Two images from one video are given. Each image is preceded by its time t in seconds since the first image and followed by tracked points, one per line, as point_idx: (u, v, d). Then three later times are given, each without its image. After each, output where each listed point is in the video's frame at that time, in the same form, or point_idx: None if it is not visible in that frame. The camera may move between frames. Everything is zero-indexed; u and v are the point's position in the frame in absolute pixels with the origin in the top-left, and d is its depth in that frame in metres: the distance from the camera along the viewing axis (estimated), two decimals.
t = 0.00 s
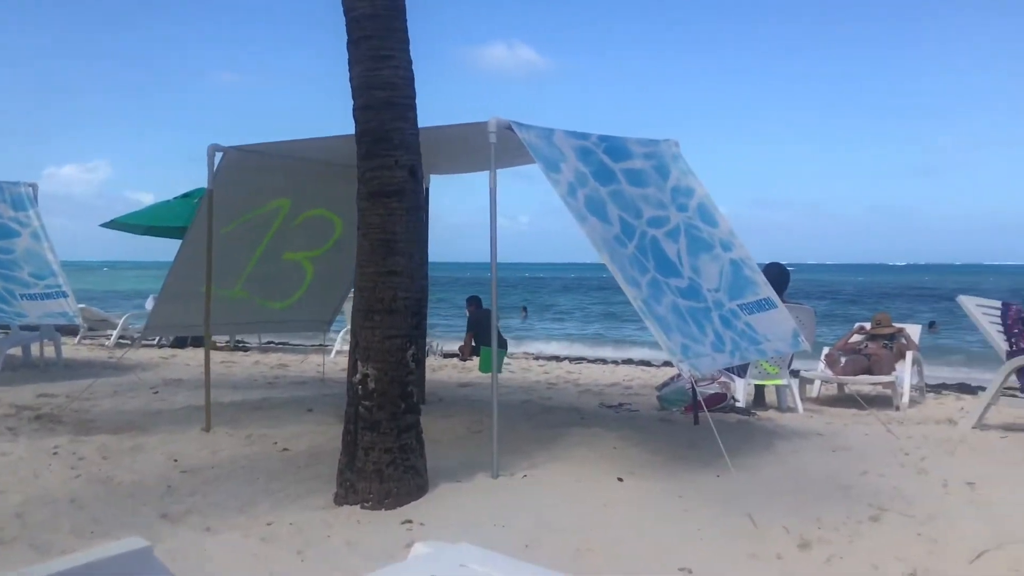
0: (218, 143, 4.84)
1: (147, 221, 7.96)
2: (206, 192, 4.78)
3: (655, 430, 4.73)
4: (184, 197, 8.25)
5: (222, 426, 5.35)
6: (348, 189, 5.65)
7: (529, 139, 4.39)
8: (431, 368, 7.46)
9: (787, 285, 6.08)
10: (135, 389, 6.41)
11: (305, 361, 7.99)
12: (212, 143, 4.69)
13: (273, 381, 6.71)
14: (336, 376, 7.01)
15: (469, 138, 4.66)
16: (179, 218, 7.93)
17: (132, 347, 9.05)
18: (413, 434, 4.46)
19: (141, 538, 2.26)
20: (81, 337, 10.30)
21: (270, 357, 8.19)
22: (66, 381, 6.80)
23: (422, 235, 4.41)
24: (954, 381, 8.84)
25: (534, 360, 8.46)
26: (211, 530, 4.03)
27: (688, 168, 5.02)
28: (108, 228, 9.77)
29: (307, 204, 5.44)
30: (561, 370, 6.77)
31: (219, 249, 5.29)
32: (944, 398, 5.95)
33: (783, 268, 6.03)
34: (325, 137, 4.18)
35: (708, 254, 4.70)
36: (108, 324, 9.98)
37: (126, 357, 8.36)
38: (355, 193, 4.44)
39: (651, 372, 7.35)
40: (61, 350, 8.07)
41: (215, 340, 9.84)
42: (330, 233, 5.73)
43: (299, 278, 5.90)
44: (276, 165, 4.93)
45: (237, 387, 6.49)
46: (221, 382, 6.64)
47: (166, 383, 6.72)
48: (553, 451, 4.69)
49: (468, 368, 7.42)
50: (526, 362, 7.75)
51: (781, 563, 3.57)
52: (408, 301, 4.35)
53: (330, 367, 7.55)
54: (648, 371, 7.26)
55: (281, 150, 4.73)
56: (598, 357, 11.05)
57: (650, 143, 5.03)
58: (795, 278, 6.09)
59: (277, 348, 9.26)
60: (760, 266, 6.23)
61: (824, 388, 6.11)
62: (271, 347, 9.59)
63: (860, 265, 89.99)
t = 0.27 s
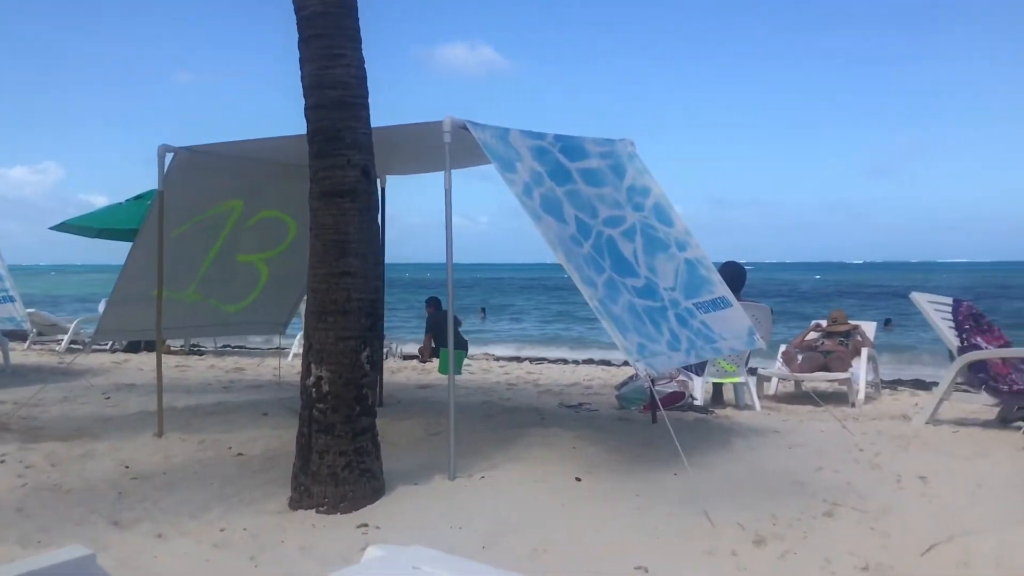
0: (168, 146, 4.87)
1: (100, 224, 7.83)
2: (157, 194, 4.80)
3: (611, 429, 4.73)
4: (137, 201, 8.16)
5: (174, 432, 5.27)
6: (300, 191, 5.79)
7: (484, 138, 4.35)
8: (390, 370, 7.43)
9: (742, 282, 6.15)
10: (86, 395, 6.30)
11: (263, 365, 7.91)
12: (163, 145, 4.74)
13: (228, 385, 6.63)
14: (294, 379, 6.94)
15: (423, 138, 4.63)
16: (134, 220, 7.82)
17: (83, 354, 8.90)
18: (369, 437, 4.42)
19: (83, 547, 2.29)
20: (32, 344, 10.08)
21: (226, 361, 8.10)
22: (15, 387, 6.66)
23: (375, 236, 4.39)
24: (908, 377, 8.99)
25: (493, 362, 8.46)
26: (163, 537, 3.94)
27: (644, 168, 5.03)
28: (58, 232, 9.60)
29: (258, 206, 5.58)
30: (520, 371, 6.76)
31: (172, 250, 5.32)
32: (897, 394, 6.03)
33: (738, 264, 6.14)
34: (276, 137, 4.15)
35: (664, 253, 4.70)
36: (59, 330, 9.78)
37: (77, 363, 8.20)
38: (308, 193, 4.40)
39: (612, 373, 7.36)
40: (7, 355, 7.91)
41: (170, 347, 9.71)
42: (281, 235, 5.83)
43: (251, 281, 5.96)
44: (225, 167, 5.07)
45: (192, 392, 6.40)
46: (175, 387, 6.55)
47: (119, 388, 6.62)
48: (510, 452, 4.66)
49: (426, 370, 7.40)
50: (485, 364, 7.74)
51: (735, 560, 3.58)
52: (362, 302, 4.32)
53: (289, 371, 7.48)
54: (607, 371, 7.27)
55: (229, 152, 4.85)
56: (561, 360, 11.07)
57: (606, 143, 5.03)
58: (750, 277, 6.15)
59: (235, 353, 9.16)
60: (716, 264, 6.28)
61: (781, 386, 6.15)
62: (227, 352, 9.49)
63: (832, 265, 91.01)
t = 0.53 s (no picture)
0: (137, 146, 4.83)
1: (69, 225, 7.76)
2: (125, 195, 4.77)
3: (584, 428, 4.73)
4: (106, 203, 8.09)
5: (143, 435, 5.22)
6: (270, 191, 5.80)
7: (455, 138, 4.33)
8: (364, 371, 7.40)
9: (713, 280, 6.19)
10: (53, 399, 6.23)
11: (234, 367, 7.86)
12: (131, 145, 4.71)
13: (199, 387, 6.58)
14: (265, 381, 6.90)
15: (393, 137, 4.62)
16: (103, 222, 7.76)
17: (50, 357, 8.79)
18: (340, 438, 4.40)
19: (47, 552, 2.27)
20: None
21: (197, 364, 8.04)
22: None
23: (345, 236, 4.38)
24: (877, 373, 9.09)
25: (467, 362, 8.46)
26: (132, 541, 3.89)
27: (614, 167, 5.05)
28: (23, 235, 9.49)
29: (227, 207, 5.58)
30: (493, 371, 6.76)
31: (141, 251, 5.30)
32: (866, 390, 6.09)
33: (708, 263, 6.20)
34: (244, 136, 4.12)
35: (634, 252, 4.72)
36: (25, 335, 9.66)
37: (44, 366, 8.10)
38: (277, 193, 4.38)
39: (584, 372, 7.38)
40: None
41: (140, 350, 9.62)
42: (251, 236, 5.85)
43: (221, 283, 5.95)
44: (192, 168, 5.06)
45: (163, 394, 6.35)
46: (145, 390, 6.49)
47: (87, 391, 6.55)
48: (483, 451, 4.66)
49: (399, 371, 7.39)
50: (458, 364, 7.74)
51: (706, 556, 3.59)
52: (333, 302, 4.31)
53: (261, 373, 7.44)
54: (580, 369, 7.29)
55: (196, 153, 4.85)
56: (535, 360, 11.10)
57: (577, 142, 5.04)
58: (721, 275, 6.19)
59: (207, 356, 9.10)
60: (687, 263, 6.33)
61: (752, 383, 6.20)
62: (199, 355, 9.42)
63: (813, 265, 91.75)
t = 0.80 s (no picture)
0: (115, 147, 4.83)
1: (48, 228, 7.72)
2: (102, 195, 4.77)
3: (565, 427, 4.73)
4: (86, 205, 8.05)
5: (123, 438, 5.19)
6: (250, 191, 5.81)
7: (434, 137, 4.32)
8: (347, 371, 7.39)
9: (694, 278, 6.20)
10: (32, 402, 6.19)
11: (215, 369, 7.83)
12: (109, 146, 4.71)
13: (180, 389, 6.55)
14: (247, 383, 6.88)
15: (372, 136, 4.61)
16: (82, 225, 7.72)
17: (29, 360, 8.73)
18: (320, 438, 4.38)
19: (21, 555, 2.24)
20: None
21: (178, 366, 8.00)
22: None
23: (323, 235, 4.38)
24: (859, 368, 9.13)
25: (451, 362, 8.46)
26: (110, 544, 3.86)
27: (594, 165, 5.06)
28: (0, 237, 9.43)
29: (207, 207, 5.58)
30: (476, 371, 6.76)
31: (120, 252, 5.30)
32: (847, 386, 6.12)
33: (689, 261, 6.22)
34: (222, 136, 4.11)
35: (615, 250, 4.73)
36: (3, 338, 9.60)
37: (23, 370, 8.06)
38: (255, 193, 4.37)
39: (567, 370, 7.39)
40: None
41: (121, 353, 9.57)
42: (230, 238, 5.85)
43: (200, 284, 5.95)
44: (170, 168, 5.06)
45: (143, 397, 6.32)
46: (125, 392, 6.45)
47: (67, 395, 6.51)
48: (464, 451, 4.65)
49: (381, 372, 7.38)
50: (441, 364, 7.74)
51: (686, 552, 3.59)
52: (312, 302, 4.30)
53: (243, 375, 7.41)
54: (563, 368, 7.29)
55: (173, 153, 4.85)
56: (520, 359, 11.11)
57: (558, 141, 5.04)
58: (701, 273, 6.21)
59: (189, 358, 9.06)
60: (668, 262, 6.35)
61: (734, 380, 6.21)
62: (180, 357, 9.39)
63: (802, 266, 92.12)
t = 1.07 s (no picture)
0: (98, 149, 4.80)
1: (32, 231, 7.69)
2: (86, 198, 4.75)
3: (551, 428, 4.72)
4: (70, 208, 8.02)
5: (107, 441, 5.18)
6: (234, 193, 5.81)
7: (418, 139, 4.31)
8: (334, 373, 7.38)
9: (679, 279, 6.23)
10: (16, 406, 6.16)
11: (201, 372, 7.82)
12: (92, 148, 4.69)
13: (165, 392, 6.53)
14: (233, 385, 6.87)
15: (357, 138, 4.61)
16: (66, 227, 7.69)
17: (12, 364, 8.69)
18: (306, 441, 4.38)
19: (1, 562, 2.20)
20: None
21: (163, 369, 7.98)
22: None
23: (308, 237, 4.38)
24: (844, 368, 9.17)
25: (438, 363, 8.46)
26: (94, 548, 3.85)
27: (579, 167, 5.07)
28: None
29: (191, 210, 5.58)
30: (461, 372, 6.76)
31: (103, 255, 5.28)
32: (832, 386, 6.15)
33: (674, 262, 6.25)
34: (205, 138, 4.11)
35: (600, 251, 4.74)
36: None
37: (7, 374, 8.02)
38: (239, 195, 4.36)
39: (554, 371, 7.39)
40: None
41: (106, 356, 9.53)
42: (215, 238, 5.83)
43: (185, 285, 5.94)
44: (153, 171, 5.07)
45: (129, 400, 6.30)
46: (110, 396, 6.43)
47: (52, 398, 6.48)
48: (450, 452, 4.65)
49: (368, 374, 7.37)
50: (428, 366, 7.74)
51: (671, 552, 3.59)
52: (296, 305, 4.29)
53: (229, 378, 7.40)
54: (550, 369, 7.30)
55: (157, 155, 4.86)
56: (506, 360, 11.13)
57: (542, 142, 5.04)
58: (686, 273, 6.23)
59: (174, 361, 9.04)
60: (654, 263, 6.37)
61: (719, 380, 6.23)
62: (165, 360, 9.36)
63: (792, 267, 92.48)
